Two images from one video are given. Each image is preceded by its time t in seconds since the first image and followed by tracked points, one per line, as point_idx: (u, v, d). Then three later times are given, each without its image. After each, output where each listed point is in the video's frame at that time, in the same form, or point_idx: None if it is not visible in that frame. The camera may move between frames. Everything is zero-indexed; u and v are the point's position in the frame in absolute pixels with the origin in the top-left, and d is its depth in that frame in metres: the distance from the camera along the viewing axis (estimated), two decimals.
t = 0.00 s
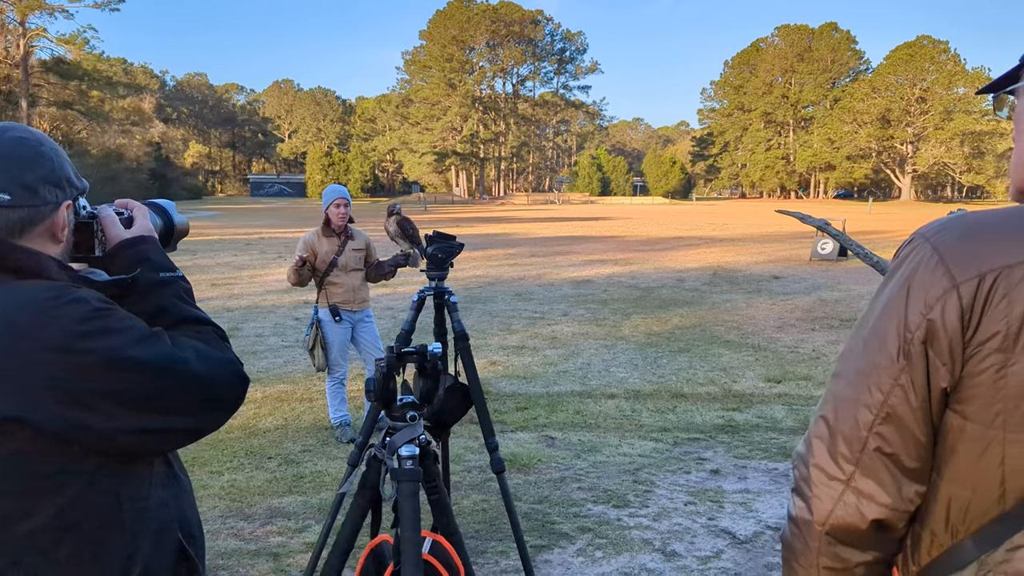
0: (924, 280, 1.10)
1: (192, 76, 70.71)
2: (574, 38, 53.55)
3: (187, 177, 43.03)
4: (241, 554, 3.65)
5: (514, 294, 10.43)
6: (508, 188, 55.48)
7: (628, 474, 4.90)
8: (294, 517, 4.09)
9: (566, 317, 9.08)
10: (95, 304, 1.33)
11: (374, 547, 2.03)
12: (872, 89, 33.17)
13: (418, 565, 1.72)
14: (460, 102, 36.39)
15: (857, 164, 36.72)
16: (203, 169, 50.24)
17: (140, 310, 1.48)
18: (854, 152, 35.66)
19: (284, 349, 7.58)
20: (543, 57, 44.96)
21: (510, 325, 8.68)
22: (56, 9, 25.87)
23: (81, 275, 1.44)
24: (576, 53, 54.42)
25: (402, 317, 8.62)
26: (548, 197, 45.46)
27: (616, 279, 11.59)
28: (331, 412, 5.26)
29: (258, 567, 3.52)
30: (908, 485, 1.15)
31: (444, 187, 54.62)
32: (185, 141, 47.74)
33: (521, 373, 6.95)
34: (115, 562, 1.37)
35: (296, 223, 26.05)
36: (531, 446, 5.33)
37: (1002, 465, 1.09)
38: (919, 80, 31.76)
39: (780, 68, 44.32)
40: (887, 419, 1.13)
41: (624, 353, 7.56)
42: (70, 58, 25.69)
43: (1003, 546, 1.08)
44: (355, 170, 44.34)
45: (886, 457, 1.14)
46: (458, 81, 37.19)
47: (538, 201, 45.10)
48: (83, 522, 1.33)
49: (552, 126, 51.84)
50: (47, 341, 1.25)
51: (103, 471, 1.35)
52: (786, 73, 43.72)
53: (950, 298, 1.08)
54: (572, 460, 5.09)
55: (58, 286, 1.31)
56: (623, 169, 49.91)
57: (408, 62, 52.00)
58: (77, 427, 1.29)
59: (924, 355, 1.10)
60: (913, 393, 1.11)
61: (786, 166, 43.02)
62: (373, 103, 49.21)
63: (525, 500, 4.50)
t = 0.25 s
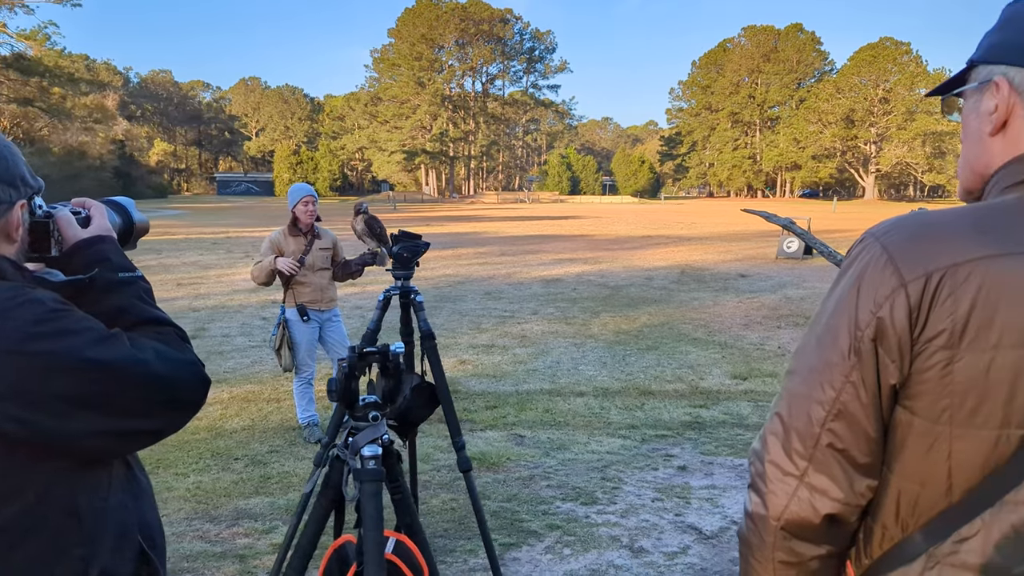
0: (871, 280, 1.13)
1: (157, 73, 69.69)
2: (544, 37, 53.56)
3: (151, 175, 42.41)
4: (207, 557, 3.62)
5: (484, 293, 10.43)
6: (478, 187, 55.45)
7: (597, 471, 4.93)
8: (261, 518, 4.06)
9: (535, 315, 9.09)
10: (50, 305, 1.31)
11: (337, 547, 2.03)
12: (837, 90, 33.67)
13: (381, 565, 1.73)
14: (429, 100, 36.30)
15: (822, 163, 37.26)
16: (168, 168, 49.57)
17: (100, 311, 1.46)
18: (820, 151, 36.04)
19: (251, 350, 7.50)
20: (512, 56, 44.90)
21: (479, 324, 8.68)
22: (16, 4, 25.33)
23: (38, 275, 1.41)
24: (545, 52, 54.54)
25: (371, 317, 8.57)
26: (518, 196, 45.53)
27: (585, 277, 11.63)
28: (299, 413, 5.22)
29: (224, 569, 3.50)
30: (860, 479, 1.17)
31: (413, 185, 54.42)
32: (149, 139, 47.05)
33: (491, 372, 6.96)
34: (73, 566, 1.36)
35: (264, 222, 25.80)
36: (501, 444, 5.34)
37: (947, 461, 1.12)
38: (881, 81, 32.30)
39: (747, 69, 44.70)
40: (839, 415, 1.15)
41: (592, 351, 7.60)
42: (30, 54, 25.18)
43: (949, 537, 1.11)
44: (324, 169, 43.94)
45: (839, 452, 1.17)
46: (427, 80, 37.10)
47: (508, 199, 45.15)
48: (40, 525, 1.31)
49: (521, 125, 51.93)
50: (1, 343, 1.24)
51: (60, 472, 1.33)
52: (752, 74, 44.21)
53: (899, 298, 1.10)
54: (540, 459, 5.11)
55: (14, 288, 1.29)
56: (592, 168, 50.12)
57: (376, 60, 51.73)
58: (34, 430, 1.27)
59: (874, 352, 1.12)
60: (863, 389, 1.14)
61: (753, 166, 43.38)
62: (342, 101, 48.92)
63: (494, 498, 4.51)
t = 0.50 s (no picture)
0: (832, 281, 1.14)
1: (127, 72, 68.82)
2: (518, 37, 53.65)
3: (121, 174, 41.87)
4: (177, 561, 3.58)
5: (458, 293, 10.42)
6: (453, 187, 55.40)
7: (570, 470, 4.94)
8: (232, 521, 4.03)
9: (510, 315, 9.10)
10: (11, 306, 1.29)
11: (306, 549, 2.02)
12: (807, 91, 34.06)
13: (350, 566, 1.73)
14: (404, 100, 36.18)
15: (793, 163, 37.69)
16: (139, 167, 48.98)
17: (62, 314, 1.43)
18: (791, 152, 36.44)
19: (223, 351, 7.44)
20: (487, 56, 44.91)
21: (454, 324, 8.67)
22: None
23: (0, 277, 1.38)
24: (520, 52, 54.62)
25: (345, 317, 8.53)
26: (493, 195, 45.57)
27: (560, 277, 11.66)
28: (271, 414, 5.19)
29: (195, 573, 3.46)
30: (821, 476, 1.19)
31: (387, 185, 54.24)
32: (119, 138, 46.43)
33: (465, 372, 6.95)
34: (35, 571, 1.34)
35: (236, 221, 25.57)
36: (475, 444, 5.34)
37: (906, 457, 1.14)
38: (851, 83, 32.74)
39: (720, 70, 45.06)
40: (800, 415, 1.17)
41: (567, 351, 7.62)
42: None
43: (909, 533, 1.13)
44: (297, 168, 43.64)
45: (799, 450, 1.18)
46: (401, 79, 36.99)
47: (483, 199, 45.16)
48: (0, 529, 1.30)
49: (496, 125, 51.98)
50: None
51: (22, 475, 1.32)
52: (725, 74, 44.60)
53: (857, 297, 1.12)
54: (515, 458, 5.12)
55: None
56: (567, 168, 50.27)
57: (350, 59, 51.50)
58: None
59: (833, 351, 1.14)
60: (823, 388, 1.15)
61: (726, 167, 43.74)
62: (315, 100, 48.66)
63: (468, 498, 4.51)
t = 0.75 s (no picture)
0: (788, 283, 1.16)
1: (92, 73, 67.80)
2: (489, 39, 53.72)
3: (87, 176, 41.20)
4: (143, 567, 3.54)
5: (430, 295, 10.40)
6: (425, 188, 55.29)
7: (541, 472, 4.95)
8: (198, 527, 3.98)
9: (482, 317, 9.10)
10: None
11: (268, 554, 2.02)
12: (775, 94, 34.49)
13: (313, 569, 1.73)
14: (374, 101, 36.04)
15: (762, 165, 38.12)
16: (105, 169, 48.24)
17: (15, 317, 1.38)
18: (760, 154, 36.90)
19: (190, 355, 7.35)
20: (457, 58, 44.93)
21: (425, 326, 8.65)
22: None
23: None
24: (491, 55, 54.67)
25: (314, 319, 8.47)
26: (465, 197, 45.55)
27: (531, 279, 11.68)
28: (239, 417, 5.15)
29: None
30: (778, 475, 1.21)
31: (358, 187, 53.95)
32: (84, 139, 45.70)
33: (436, 374, 6.94)
34: None
35: (205, 224, 25.26)
36: (446, 446, 5.33)
37: (860, 458, 1.16)
38: (818, 86, 33.19)
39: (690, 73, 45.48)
40: (757, 414, 1.18)
41: (538, 352, 7.63)
42: None
43: (862, 532, 1.16)
44: (267, 170, 43.29)
45: (759, 451, 1.20)
46: (372, 80, 36.85)
47: (455, 201, 45.11)
48: None
49: (467, 126, 51.98)
50: None
51: None
52: (694, 77, 45.03)
53: (813, 300, 1.14)
54: (485, 460, 5.12)
55: None
56: (538, 170, 50.37)
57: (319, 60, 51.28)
58: None
59: (789, 351, 1.16)
60: (780, 389, 1.17)
61: (696, 169, 44.16)
62: (284, 101, 48.36)
63: (438, 501, 4.50)
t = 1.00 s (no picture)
0: (748, 285, 1.17)
1: (63, 74, 66.85)
2: (464, 42, 53.75)
3: (58, 179, 40.62)
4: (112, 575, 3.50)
5: (405, 298, 10.37)
6: (401, 191, 55.11)
7: (516, 474, 4.96)
8: (169, 533, 3.94)
9: (457, 320, 9.09)
10: None
11: (236, 560, 2.01)
12: (749, 98, 34.79)
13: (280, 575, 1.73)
14: (349, 104, 35.88)
15: (736, 169, 38.43)
16: (76, 171, 47.59)
17: None
18: (734, 157, 37.24)
19: (162, 359, 7.28)
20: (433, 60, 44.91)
21: (401, 329, 8.63)
22: None
23: None
24: (467, 57, 54.66)
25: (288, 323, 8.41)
26: (441, 200, 45.47)
27: (507, 281, 11.68)
28: (211, 423, 5.10)
29: None
30: (741, 475, 1.22)
31: (334, 189, 53.67)
32: (55, 141, 45.07)
33: (411, 378, 6.91)
34: None
35: (178, 226, 25.02)
36: (420, 450, 5.32)
37: (820, 459, 1.18)
38: (791, 90, 33.54)
39: (664, 77, 45.79)
40: (720, 416, 1.19)
41: (514, 355, 7.64)
42: None
43: (822, 532, 1.18)
44: (241, 172, 42.97)
45: (719, 453, 1.21)
46: (347, 83, 36.68)
47: (431, 203, 45.03)
48: None
49: (443, 129, 51.93)
50: None
51: None
52: (669, 81, 45.32)
53: (770, 302, 1.15)
54: (460, 464, 5.11)
55: None
56: (514, 173, 50.44)
57: (294, 62, 51.01)
58: None
59: (748, 355, 1.17)
60: (740, 390, 1.18)
61: (671, 171, 44.45)
62: (259, 103, 48.04)
63: (412, 505, 4.49)
